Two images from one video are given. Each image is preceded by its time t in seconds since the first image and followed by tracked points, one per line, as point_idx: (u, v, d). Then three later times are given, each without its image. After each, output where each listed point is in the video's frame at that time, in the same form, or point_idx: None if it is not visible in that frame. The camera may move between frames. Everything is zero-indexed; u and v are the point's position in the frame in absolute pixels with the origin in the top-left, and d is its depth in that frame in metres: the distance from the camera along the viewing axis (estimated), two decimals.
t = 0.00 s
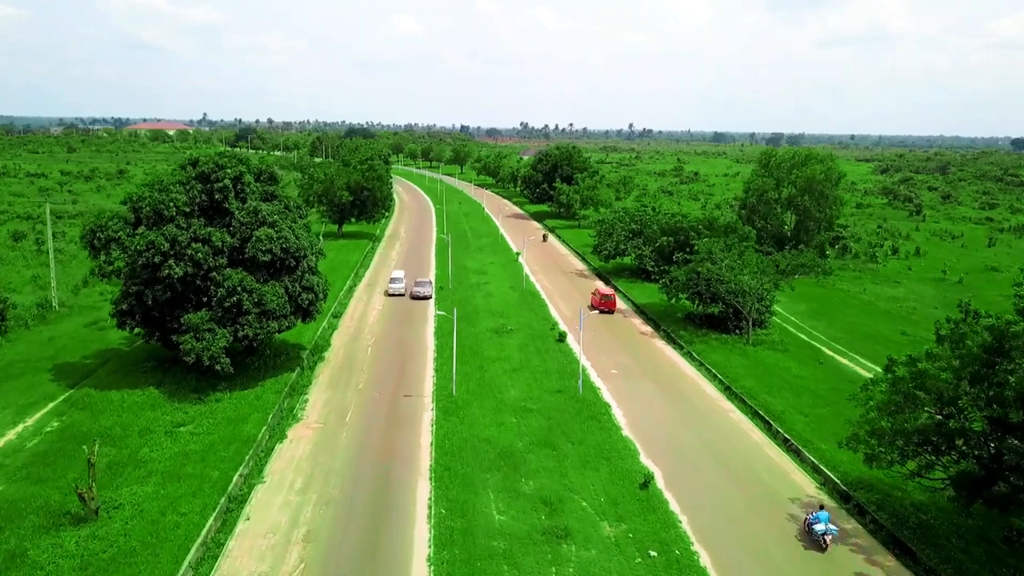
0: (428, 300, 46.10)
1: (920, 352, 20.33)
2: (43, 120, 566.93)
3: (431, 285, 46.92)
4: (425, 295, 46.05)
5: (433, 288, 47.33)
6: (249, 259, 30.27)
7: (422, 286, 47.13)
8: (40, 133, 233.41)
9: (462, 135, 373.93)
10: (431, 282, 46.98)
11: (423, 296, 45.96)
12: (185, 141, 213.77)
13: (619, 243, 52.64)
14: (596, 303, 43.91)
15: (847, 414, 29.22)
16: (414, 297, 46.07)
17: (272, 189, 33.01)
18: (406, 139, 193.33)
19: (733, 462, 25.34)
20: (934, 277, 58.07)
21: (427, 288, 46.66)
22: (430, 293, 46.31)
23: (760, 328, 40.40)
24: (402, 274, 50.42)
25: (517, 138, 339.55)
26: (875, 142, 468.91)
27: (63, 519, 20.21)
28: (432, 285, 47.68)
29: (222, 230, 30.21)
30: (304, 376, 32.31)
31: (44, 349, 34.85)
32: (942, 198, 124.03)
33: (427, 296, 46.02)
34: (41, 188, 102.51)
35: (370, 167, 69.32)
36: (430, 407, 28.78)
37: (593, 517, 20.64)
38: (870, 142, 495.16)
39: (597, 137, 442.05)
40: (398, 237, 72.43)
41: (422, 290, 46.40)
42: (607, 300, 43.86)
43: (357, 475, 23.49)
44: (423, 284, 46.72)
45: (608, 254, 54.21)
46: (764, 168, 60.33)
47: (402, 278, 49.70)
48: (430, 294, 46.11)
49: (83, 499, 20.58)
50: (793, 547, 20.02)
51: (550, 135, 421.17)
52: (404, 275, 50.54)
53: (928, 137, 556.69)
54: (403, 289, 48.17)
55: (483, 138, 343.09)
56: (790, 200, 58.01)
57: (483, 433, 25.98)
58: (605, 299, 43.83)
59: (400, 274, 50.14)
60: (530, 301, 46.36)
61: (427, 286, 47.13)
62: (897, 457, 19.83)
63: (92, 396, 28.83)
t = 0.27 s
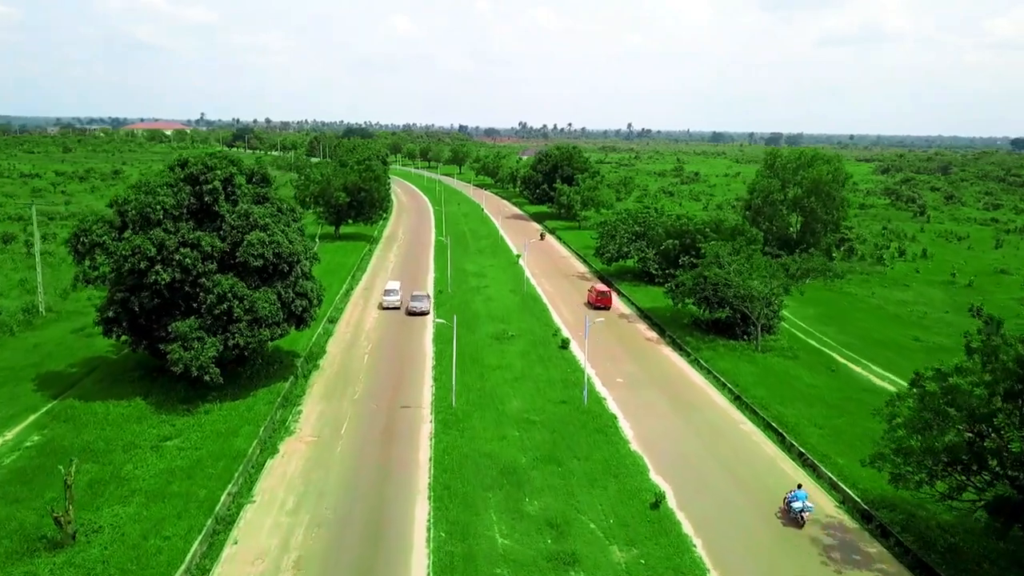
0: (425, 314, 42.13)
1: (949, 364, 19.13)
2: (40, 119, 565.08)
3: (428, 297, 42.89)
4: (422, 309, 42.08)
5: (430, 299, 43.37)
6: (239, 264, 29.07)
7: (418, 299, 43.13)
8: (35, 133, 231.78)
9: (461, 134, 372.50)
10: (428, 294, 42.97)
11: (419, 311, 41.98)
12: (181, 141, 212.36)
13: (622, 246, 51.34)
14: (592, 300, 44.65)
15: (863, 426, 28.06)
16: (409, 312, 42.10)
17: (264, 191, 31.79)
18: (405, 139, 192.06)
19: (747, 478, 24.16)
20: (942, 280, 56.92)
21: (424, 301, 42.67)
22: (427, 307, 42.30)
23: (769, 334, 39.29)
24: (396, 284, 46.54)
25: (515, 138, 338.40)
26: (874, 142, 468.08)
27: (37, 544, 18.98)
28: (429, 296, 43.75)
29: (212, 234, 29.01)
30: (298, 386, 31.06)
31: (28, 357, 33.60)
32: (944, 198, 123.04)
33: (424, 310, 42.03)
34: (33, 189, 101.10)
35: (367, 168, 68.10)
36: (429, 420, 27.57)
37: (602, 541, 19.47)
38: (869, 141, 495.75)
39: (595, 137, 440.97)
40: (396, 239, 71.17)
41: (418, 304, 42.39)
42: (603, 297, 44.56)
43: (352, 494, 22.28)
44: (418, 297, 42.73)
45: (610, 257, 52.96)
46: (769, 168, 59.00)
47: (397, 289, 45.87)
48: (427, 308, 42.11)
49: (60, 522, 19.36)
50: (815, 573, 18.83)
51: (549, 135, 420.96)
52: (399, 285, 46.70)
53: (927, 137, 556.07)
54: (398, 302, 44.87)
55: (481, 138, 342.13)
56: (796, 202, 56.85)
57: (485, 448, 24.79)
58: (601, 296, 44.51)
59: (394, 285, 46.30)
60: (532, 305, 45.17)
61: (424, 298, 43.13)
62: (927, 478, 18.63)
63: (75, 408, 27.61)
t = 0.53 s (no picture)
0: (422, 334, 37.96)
1: (980, 380, 17.92)
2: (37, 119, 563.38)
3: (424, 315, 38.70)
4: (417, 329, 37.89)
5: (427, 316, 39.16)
6: (228, 270, 27.82)
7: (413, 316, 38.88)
8: (30, 133, 230.39)
9: (459, 133, 371.75)
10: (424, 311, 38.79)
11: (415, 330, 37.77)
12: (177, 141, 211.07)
13: (624, 248, 50.12)
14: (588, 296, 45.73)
15: (879, 440, 26.91)
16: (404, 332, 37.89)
17: (254, 194, 30.55)
18: (403, 139, 190.83)
19: (763, 497, 22.94)
20: (951, 283, 55.81)
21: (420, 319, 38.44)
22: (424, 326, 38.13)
23: (777, 340, 38.13)
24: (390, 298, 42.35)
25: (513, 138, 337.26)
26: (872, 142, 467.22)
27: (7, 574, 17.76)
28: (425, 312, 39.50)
29: (199, 239, 27.78)
30: (290, 397, 29.83)
31: (10, 365, 32.34)
32: (947, 199, 122.00)
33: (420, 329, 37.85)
34: (26, 189, 99.75)
35: (364, 168, 66.80)
36: (426, 434, 26.33)
37: (611, 568, 18.29)
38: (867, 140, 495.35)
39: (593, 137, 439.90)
40: (393, 240, 69.90)
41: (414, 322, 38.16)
42: (598, 294, 45.67)
43: (345, 515, 21.02)
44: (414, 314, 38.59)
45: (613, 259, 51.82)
46: (774, 168, 57.86)
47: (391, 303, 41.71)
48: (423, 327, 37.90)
49: (33, 549, 18.15)
50: None
51: (548, 134, 419.95)
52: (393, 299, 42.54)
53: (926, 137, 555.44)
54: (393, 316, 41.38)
55: (479, 138, 341.13)
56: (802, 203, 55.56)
57: (486, 465, 23.61)
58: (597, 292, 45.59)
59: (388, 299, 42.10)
60: (532, 310, 43.98)
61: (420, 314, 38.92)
62: (959, 502, 17.41)
63: (57, 421, 26.37)
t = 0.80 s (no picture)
0: (416, 361, 33.61)
1: None
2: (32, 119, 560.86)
3: (419, 340, 34.32)
4: (411, 356, 33.49)
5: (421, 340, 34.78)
6: (214, 278, 26.35)
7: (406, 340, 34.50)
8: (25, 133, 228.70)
9: (456, 133, 370.30)
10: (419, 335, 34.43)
11: (408, 357, 33.43)
12: (172, 141, 209.39)
13: (628, 251, 48.82)
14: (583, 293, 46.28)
15: (902, 458, 25.50)
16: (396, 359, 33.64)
17: (243, 197, 29.06)
18: (400, 139, 189.30)
19: (782, 520, 21.63)
20: (961, 287, 54.44)
21: (414, 344, 34.06)
22: (419, 352, 33.76)
23: (788, 347, 36.70)
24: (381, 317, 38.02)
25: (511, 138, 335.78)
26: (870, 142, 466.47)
27: None
28: (420, 336, 35.15)
29: (184, 245, 26.29)
30: (281, 411, 28.35)
31: None
32: (949, 199, 120.78)
33: (414, 357, 33.49)
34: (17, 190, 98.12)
35: (360, 169, 65.19)
36: (424, 452, 24.87)
37: None
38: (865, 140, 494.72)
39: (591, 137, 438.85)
40: (390, 242, 68.38)
41: (407, 349, 33.78)
42: (593, 290, 46.21)
43: (338, 544, 19.59)
44: (408, 338, 34.32)
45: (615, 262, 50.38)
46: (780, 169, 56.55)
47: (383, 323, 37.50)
48: (417, 354, 33.53)
49: None
50: None
51: (546, 134, 418.72)
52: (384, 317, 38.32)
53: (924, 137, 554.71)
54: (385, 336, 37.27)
55: (476, 138, 339.53)
56: (808, 205, 54.32)
57: (488, 487, 22.17)
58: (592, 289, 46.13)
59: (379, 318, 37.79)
60: (534, 316, 42.53)
61: (414, 339, 34.53)
62: (1004, 535, 16.06)
63: (33, 439, 24.88)
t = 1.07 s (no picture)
0: (412, 395, 29.63)
1: None
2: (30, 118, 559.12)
3: (416, 371, 30.41)
4: (407, 388, 29.51)
5: (418, 370, 30.85)
6: (204, 285, 25.13)
7: (401, 370, 30.58)
8: (21, 133, 227.19)
9: (455, 133, 368.91)
10: (416, 365, 30.53)
11: (403, 390, 29.47)
12: (169, 141, 207.95)
13: (632, 255, 47.48)
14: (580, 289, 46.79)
15: (926, 476, 24.30)
16: (390, 392, 29.62)
17: (234, 200, 27.80)
18: (399, 138, 187.90)
19: (803, 542, 20.47)
20: (973, 290, 53.27)
21: (411, 376, 30.13)
22: (415, 385, 29.78)
23: (800, 355, 35.53)
24: (375, 339, 34.20)
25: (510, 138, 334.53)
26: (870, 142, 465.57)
27: None
28: (417, 364, 31.25)
29: (172, 250, 25.06)
30: (273, 424, 27.11)
31: None
32: (953, 200, 119.57)
33: (410, 390, 29.53)
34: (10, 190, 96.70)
35: (358, 169, 63.98)
36: (423, 469, 23.63)
37: None
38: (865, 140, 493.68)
39: (590, 137, 437.62)
40: (388, 244, 67.15)
41: (402, 380, 29.83)
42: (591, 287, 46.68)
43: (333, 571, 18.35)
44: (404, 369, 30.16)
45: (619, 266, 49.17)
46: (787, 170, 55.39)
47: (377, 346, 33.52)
48: (414, 387, 29.59)
49: None
50: None
51: (545, 134, 417.45)
52: (378, 339, 34.46)
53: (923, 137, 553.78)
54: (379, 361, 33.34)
55: (476, 138, 338.19)
56: (817, 206, 53.20)
57: (491, 508, 20.99)
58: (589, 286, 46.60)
59: (372, 341, 33.98)
60: (536, 321, 41.34)
61: (410, 369, 30.61)
62: None
63: (12, 454, 23.67)
